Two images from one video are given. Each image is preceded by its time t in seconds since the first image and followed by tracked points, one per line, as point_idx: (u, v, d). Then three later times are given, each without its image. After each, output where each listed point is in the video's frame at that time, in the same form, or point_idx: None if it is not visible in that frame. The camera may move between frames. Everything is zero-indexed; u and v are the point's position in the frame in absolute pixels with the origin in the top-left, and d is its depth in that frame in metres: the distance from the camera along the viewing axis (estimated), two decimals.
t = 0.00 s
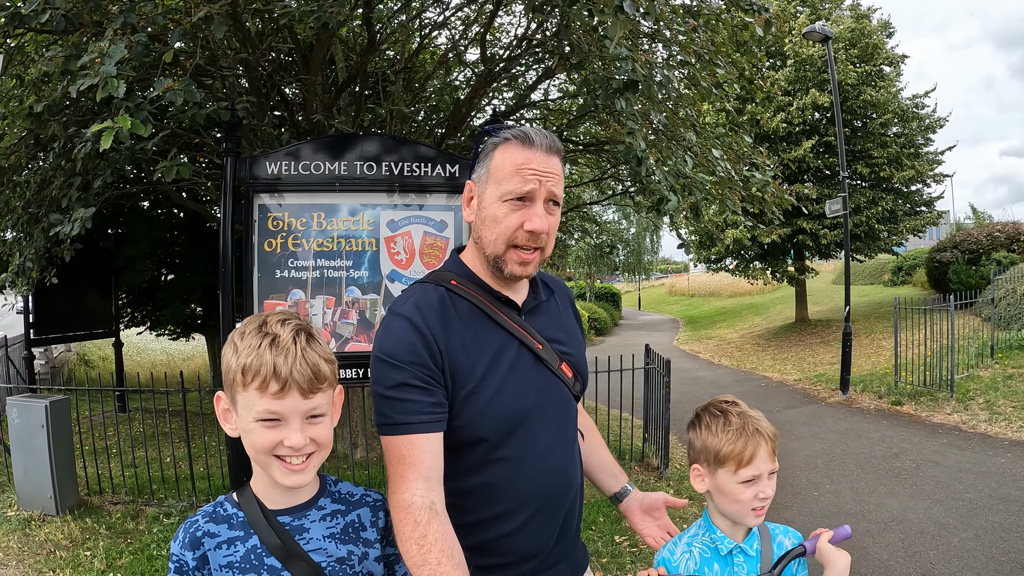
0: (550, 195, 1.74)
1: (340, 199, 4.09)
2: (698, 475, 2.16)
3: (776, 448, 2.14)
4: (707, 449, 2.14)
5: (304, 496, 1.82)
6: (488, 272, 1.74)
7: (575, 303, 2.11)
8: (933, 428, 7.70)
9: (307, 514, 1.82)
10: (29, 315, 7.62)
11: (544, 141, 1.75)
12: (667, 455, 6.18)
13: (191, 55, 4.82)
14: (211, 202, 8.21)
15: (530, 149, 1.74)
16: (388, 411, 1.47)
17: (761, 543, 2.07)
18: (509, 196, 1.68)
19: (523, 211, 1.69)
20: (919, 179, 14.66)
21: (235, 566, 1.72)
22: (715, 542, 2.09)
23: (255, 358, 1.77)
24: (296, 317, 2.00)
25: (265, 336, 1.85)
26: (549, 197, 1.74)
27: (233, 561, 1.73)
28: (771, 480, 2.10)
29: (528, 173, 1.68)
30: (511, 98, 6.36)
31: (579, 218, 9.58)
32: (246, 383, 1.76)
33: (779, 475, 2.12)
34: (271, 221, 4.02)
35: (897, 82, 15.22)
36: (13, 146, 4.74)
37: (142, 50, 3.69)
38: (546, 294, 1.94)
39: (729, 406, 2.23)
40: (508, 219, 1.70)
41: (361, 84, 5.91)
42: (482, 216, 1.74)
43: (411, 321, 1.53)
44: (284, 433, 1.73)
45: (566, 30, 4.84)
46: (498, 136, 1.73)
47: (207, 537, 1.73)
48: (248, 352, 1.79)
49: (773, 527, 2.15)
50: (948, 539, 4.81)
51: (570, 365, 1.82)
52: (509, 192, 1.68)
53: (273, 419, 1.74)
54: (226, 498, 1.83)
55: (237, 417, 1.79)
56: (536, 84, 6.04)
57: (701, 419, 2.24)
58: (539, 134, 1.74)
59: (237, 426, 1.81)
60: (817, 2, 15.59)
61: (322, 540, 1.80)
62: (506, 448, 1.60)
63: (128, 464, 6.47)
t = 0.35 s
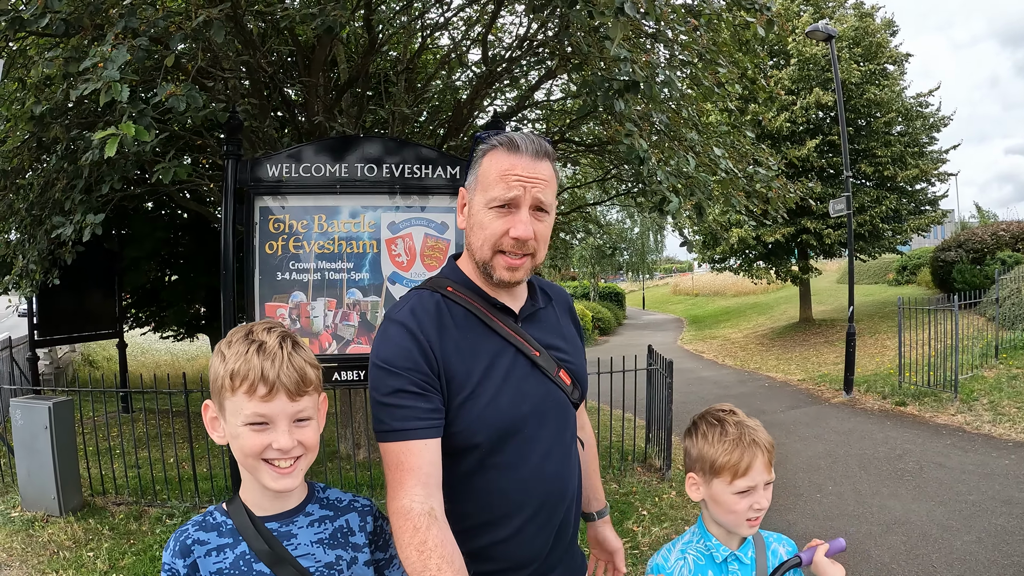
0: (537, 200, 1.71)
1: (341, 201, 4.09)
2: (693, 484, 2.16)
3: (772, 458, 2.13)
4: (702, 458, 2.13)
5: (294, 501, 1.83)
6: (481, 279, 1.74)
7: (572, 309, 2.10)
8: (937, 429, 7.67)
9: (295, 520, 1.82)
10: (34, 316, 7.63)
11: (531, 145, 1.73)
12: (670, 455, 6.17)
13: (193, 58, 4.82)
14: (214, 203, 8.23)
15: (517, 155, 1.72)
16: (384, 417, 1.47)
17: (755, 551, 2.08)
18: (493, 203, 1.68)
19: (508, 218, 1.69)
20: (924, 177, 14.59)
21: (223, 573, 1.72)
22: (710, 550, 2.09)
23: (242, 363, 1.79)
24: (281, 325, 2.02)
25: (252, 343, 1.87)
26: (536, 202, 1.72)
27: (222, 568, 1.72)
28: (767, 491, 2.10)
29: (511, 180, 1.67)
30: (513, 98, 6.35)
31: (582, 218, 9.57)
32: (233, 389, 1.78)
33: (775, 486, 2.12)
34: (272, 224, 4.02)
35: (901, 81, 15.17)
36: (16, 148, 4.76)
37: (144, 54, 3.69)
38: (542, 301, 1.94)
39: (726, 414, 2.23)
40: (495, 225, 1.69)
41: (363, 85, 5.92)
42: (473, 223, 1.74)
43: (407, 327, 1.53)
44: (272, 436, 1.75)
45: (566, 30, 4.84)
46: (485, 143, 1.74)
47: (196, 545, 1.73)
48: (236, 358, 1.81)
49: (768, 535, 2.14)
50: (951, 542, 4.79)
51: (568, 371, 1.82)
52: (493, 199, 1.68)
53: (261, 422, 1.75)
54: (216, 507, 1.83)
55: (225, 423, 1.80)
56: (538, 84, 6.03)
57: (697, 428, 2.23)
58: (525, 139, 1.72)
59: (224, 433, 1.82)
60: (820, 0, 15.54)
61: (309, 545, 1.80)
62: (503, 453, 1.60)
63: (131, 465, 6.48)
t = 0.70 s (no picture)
0: (532, 204, 1.68)
1: (341, 198, 4.09)
2: (692, 479, 2.15)
3: (772, 450, 2.12)
4: (700, 452, 2.13)
5: (279, 493, 1.82)
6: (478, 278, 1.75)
7: (571, 304, 2.09)
8: (941, 426, 7.64)
9: (280, 513, 1.82)
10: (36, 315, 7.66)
11: (525, 145, 1.68)
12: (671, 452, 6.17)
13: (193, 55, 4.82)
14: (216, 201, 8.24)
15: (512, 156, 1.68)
16: (382, 409, 1.46)
17: (755, 551, 2.08)
18: (487, 206, 1.66)
19: (502, 222, 1.67)
20: (927, 174, 14.53)
21: (207, 565, 1.71)
22: (710, 548, 2.07)
23: (216, 352, 1.79)
24: (260, 313, 2.02)
25: (228, 331, 1.86)
26: (531, 205, 1.69)
27: (206, 560, 1.71)
28: (766, 484, 2.08)
29: (504, 184, 1.64)
30: (515, 95, 6.34)
31: (584, 215, 9.56)
32: (209, 378, 1.77)
33: (775, 479, 2.10)
34: (272, 220, 4.02)
35: (904, 77, 15.12)
36: (18, 147, 4.77)
37: (143, 50, 3.70)
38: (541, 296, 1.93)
39: (725, 407, 2.22)
40: (488, 228, 1.69)
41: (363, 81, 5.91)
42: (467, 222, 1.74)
43: (403, 320, 1.52)
44: (248, 425, 1.74)
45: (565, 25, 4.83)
46: (480, 143, 1.70)
47: (180, 537, 1.71)
48: (211, 346, 1.81)
49: (767, 537, 2.15)
50: (953, 539, 4.76)
51: (566, 367, 1.81)
52: (486, 203, 1.66)
53: (237, 411, 1.75)
54: (200, 498, 1.82)
55: (204, 414, 1.80)
56: (540, 80, 6.02)
57: (695, 422, 2.23)
58: (520, 139, 1.67)
59: (205, 424, 1.82)
60: None
61: (294, 539, 1.80)
62: (499, 448, 1.60)
63: (134, 463, 6.50)
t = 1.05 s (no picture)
0: (523, 189, 1.67)
1: (343, 194, 4.09)
2: (699, 477, 2.15)
3: (780, 451, 2.10)
4: (707, 450, 2.13)
5: (275, 489, 1.82)
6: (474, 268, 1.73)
7: (569, 297, 2.08)
8: (943, 423, 7.62)
9: (278, 509, 1.82)
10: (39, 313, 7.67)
11: (513, 132, 1.67)
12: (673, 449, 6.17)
13: (193, 52, 4.81)
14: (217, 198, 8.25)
15: (500, 143, 1.67)
16: (378, 406, 1.45)
17: (760, 550, 2.07)
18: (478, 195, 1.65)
19: (494, 210, 1.66)
20: (931, 170, 14.49)
21: (203, 558, 1.72)
22: (714, 546, 2.07)
23: (208, 350, 1.78)
24: (257, 309, 1.99)
25: (221, 329, 1.85)
26: (522, 191, 1.68)
27: (201, 553, 1.72)
28: (774, 485, 2.07)
29: (494, 172, 1.64)
30: (516, 91, 6.33)
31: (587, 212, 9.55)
32: (202, 377, 1.78)
33: (783, 480, 2.09)
34: (273, 217, 4.02)
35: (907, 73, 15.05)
36: (20, 145, 4.78)
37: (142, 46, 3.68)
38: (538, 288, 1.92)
39: (735, 405, 2.21)
40: (482, 217, 1.67)
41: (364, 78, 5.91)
42: (460, 214, 1.73)
43: (399, 316, 1.51)
44: (239, 424, 1.73)
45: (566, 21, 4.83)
46: (469, 133, 1.69)
47: (178, 529, 1.73)
48: (203, 344, 1.81)
49: (772, 535, 2.15)
50: (955, 537, 4.75)
51: (563, 362, 1.80)
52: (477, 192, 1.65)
53: (228, 411, 1.74)
54: (200, 490, 1.84)
55: (199, 410, 1.81)
56: (541, 76, 6.01)
57: (703, 420, 2.22)
58: (507, 126, 1.66)
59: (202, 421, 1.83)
60: None
61: (290, 536, 1.79)
62: (497, 444, 1.60)
63: (137, 459, 6.52)
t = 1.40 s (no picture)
0: (517, 206, 1.68)
1: (349, 197, 4.10)
2: (693, 490, 2.16)
3: (772, 465, 2.12)
4: (700, 465, 2.14)
5: (302, 503, 1.83)
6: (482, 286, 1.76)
7: (580, 307, 2.10)
8: (946, 422, 7.63)
9: (305, 521, 1.83)
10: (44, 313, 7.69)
11: (503, 149, 1.69)
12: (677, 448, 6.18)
13: (198, 55, 4.82)
14: (222, 198, 8.27)
15: (493, 161, 1.70)
16: (392, 421, 1.47)
17: (760, 557, 2.06)
18: (475, 215, 1.68)
19: (491, 228, 1.68)
20: (934, 168, 14.45)
21: (231, 566, 1.75)
22: (713, 556, 2.08)
23: (233, 373, 1.79)
24: (283, 328, 2.00)
25: (246, 350, 1.86)
26: (517, 207, 1.68)
27: (231, 560, 1.76)
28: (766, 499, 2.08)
29: (486, 191, 1.65)
30: (520, 91, 6.34)
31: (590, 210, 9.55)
32: (228, 399, 1.79)
33: (776, 493, 2.10)
34: (280, 219, 4.03)
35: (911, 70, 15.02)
36: (25, 147, 4.79)
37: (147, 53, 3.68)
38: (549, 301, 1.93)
39: (727, 420, 2.22)
40: (481, 236, 1.70)
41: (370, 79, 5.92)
42: (463, 234, 1.76)
43: (413, 332, 1.52)
44: (263, 445, 1.75)
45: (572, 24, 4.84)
46: (463, 155, 1.73)
47: (209, 537, 1.77)
48: (229, 366, 1.82)
49: (772, 538, 2.16)
50: (956, 538, 4.75)
51: (573, 374, 1.82)
52: (472, 212, 1.68)
53: (254, 432, 1.76)
54: (233, 500, 1.87)
55: (227, 429, 1.83)
56: (545, 77, 6.01)
57: (696, 434, 2.24)
58: (498, 144, 1.68)
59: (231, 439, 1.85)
60: None
61: (316, 547, 1.81)
62: (508, 457, 1.61)
63: (143, 458, 6.55)
